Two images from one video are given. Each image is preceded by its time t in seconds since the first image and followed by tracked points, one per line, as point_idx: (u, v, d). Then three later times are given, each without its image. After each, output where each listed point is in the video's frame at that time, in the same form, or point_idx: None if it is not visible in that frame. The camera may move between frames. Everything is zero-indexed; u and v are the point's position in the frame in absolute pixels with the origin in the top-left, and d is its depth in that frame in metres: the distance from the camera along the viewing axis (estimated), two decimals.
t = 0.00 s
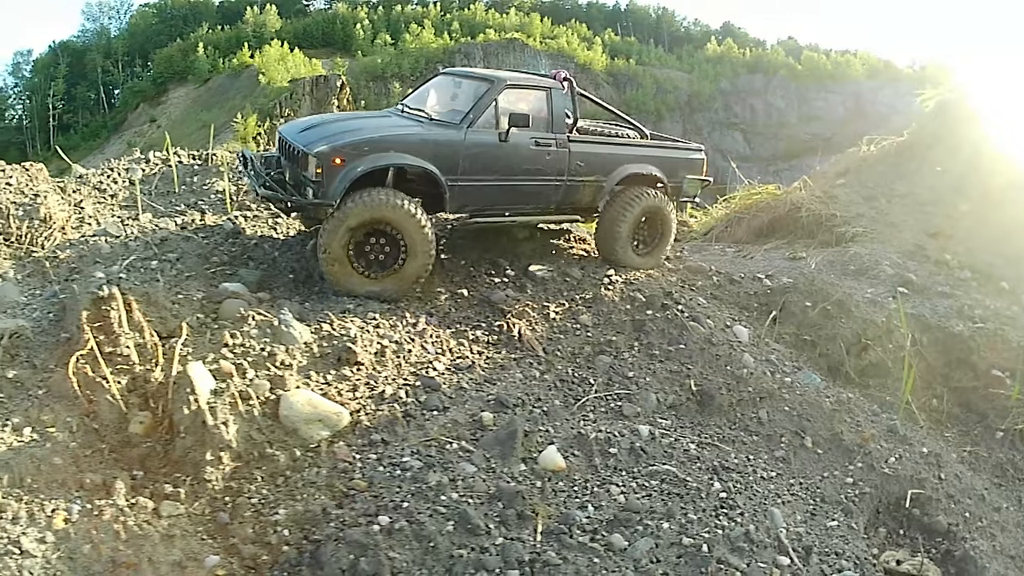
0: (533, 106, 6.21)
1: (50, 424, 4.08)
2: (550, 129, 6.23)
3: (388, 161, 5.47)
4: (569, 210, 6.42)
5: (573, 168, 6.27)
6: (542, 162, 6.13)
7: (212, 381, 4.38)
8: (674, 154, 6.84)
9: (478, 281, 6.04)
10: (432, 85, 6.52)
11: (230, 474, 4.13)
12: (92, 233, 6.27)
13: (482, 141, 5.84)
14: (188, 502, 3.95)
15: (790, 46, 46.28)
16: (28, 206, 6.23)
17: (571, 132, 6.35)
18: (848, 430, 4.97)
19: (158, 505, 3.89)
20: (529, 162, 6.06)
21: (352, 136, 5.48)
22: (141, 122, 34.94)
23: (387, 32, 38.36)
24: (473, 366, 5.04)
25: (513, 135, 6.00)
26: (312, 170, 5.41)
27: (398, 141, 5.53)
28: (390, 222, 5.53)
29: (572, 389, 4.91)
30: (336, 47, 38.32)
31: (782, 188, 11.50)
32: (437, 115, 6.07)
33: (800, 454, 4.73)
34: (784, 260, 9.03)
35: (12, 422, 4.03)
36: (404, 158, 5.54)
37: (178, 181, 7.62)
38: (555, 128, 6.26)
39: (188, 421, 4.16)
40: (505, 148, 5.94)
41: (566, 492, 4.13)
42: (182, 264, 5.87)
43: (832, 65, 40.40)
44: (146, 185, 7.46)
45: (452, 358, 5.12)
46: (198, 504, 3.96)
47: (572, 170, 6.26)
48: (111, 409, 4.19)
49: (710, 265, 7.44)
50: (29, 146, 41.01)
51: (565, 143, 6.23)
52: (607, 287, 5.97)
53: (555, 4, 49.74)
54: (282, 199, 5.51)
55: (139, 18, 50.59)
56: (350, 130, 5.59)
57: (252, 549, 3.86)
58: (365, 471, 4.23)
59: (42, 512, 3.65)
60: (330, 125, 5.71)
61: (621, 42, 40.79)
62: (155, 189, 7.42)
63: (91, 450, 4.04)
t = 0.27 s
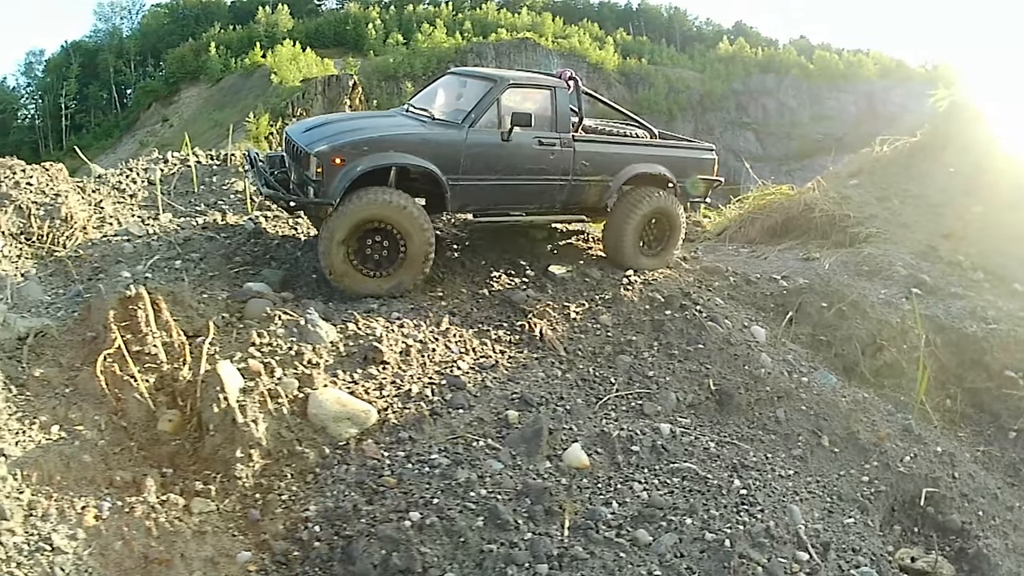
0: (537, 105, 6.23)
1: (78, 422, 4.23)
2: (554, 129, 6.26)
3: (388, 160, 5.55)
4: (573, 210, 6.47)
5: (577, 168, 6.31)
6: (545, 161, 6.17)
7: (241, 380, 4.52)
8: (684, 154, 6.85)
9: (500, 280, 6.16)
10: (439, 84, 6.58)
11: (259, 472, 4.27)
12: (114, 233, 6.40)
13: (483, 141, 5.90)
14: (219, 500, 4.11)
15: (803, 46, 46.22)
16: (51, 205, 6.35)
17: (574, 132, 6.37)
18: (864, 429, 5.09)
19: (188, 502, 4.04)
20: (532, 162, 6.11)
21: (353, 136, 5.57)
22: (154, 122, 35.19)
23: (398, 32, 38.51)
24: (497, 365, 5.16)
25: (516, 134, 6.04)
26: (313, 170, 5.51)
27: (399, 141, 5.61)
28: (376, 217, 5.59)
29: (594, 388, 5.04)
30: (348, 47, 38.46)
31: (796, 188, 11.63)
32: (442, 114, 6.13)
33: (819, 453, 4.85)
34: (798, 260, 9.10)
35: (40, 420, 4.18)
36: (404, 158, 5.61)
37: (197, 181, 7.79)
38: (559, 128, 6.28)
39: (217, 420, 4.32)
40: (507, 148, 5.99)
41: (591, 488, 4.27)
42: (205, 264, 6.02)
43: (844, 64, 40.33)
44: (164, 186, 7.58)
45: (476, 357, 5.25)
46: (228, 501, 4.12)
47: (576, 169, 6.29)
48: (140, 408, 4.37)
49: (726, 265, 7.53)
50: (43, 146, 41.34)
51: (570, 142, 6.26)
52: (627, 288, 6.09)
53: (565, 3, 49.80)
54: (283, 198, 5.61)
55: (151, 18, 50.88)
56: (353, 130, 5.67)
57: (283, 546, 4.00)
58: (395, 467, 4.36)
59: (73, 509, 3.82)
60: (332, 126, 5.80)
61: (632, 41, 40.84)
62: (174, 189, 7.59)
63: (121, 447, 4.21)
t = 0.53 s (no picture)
0: (535, 105, 6.18)
1: (101, 421, 4.34)
2: (553, 129, 6.21)
3: (378, 165, 5.58)
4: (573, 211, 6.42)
5: (575, 169, 6.25)
6: (542, 163, 6.12)
7: (265, 379, 4.64)
8: (692, 153, 6.70)
9: (518, 282, 6.28)
10: (440, 84, 6.58)
11: (284, 470, 4.39)
12: (133, 233, 6.49)
13: (476, 143, 5.88)
14: (245, 498, 4.23)
15: (816, 46, 46.09)
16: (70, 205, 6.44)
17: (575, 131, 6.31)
18: (879, 429, 5.18)
19: (214, 500, 4.17)
20: (528, 164, 6.07)
21: (344, 141, 5.60)
22: (167, 121, 35.38)
23: (410, 32, 38.62)
24: (517, 365, 5.26)
25: (512, 136, 6.01)
26: (304, 176, 5.55)
27: (390, 145, 5.63)
28: (353, 224, 5.58)
29: (613, 389, 5.14)
30: (360, 46, 38.60)
31: (809, 188, 11.71)
32: (440, 112, 6.13)
33: (833, 453, 4.96)
34: (810, 261, 9.16)
35: (63, 419, 4.28)
36: (395, 162, 5.64)
37: (214, 180, 7.95)
38: (559, 129, 6.23)
39: (242, 420, 4.44)
40: (502, 151, 5.97)
41: (612, 487, 4.38)
42: (225, 264, 6.15)
43: (856, 63, 40.25)
44: (181, 185, 7.72)
45: (496, 357, 5.35)
46: (253, 499, 4.23)
47: (575, 171, 6.24)
48: (164, 407, 4.49)
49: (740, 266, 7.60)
50: (57, 145, 41.65)
51: (568, 143, 6.20)
52: (644, 290, 6.20)
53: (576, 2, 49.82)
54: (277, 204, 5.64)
55: (163, 17, 51.15)
56: (346, 134, 5.70)
57: (308, 544, 4.10)
58: (419, 466, 4.47)
59: (97, 507, 3.94)
60: (326, 130, 5.84)
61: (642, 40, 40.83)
62: (191, 189, 7.74)
63: (145, 446, 4.33)
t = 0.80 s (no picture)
0: (523, 109, 6.09)
1: (123, 421, 4.46)
2: (543, 134, 6.12)
3: (359, 180, 5.58)
4: (568, 216, 6.36)
5: (567, 176, 6.17)
6: (530, 170, 6.05)
7: (287, 380, 4.76)
8: (694, 153, 6.58)
9: (536, 284, 6.36)
10: (432, 86, 6.52)
11: (307, 471, 4.50)
12: (152, 234, 6.61)
13: (462, 152, 5.83)
14: (268, 498, 4.33)
15: (828, 46, 45.94)
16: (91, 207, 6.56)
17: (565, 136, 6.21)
18: (895, 431, 5.26)
19: (238, 501, 4.27)
20: (517, 171, 6.01)
21: (325, 155, 5.60)
22: (180, 120, 35.60)
23: (422, 31, 38.72)
24: (536, 367, 5.35)
25: (499, 143, 5.94)
26: (287, 193, 5.58)
27: (372, 157, 5.63)
28: (324, 248, 5.64)
29: (632, 390, 5.23)
30: (372, 46, 38.77)
31: (823, 189, 11.74)
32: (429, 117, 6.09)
33: (849, 455, 5.05)
34: (824, 262, 9.20)
35: (85, 419, 4.39)
36: (377, 176, 5.63)
37: (230, 181, 8.11)
38: (549, 134, 6.14)
39: (265, 420, 4.54)
40: (489, 159, 5.92)
41: (631, 488, 4.48)
42: (244, 265, 6.26)
43: (869, 61, 40.11)
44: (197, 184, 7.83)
45: (516, 358, 5.44)
46: (276, 500, 4.34)
47: (566, 178, 6.16)
48: (185, 407, 4.60)
49: (755, 268, 7.65)
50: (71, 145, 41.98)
51: (558, 149, 6.11)
52: (661, 292, 6.27)
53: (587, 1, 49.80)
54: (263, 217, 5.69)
55: (176, 17, 51.43)
56: (329, 146, 5.71)
57: (332, 544, 4.18)
58: (442, 466, 4.56)
59: (121, 507, 4.08)
60: (312, 142, 5.86)
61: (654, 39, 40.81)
62: (208, 189, 7.87)
63: (167, 447, 4.45)
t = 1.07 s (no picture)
0: (519, 109, 6.11)
1: (146, 424, 4.60)
2: (538, 135, 6.12)
3: (347, 176, 5.61)
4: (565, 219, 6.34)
5: (564, 177, 6.16)
6: (526, 171, 6.05)
7: (311, 384, 4.88)
8: (698, 155, 6.55)
9: (554, 287, 6.46)
10: (430, 85, 6.57)
11: (331, 474, 4.61)
12: (172, 236, 6.72)
13: (454, 151, 5.85)
14: (292, 502, 4.44)
15: (842, 45, 45.83)
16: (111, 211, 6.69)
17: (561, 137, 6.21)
18: (912, 436, 5.34)
19: (263, 504, 4.39)
20: (511, 171, 6.01)
21: (316, 153, 5.66)
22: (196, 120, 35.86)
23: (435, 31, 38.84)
24: (557, 370, 5.45)
25: (493, 142, 5.95)
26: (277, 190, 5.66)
27: (364, 155, 5.67)
28: (311, 259, 5.72)
29: (652, 394, 5.33)
30: (387, 46, 38.94)
31: (838, 190, 11.77)
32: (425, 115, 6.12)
33: (867, 459, 5.14)
34: (840, 264, 9.23)
35: (108, 421, 4.53)
36: (368, 173, 5.66)
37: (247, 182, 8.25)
38: (544, 134, 6.14)
39: (289, 424, 4.68)
40: (483, 159, 5.93)
41: (653, 492, 4.57)
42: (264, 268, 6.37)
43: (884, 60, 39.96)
44: (215, 185, 7.98)
45: (537, 362, 5.54)
46: (300, 503, 4.43)
47: (563, 179, 6.14)
48: (208, 410, 4.76)
49: (773, 271, 7.72)
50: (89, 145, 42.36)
51: (554, 149, 6.11)
52: (680, 296, 6.33)
53: None
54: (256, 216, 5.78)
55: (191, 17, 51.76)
56: (320, 144, 5.76)
57: (356, 548, 4.28)
58: (466, 470, 4.67)
59: (145, 510, 4.17)
60: (305, 139, 5.92)
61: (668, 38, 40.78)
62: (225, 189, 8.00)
63: (191, 449, 4.59)
